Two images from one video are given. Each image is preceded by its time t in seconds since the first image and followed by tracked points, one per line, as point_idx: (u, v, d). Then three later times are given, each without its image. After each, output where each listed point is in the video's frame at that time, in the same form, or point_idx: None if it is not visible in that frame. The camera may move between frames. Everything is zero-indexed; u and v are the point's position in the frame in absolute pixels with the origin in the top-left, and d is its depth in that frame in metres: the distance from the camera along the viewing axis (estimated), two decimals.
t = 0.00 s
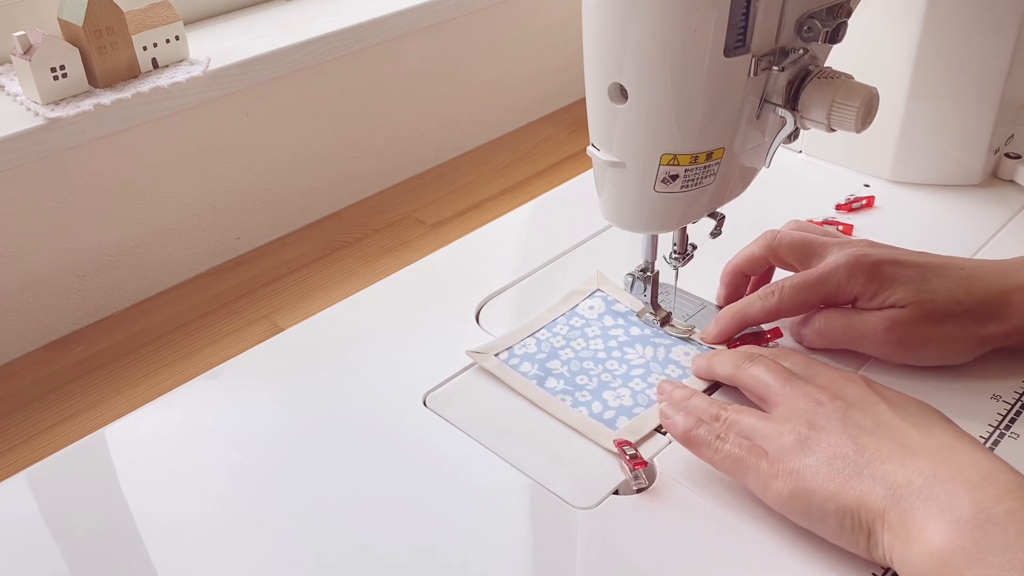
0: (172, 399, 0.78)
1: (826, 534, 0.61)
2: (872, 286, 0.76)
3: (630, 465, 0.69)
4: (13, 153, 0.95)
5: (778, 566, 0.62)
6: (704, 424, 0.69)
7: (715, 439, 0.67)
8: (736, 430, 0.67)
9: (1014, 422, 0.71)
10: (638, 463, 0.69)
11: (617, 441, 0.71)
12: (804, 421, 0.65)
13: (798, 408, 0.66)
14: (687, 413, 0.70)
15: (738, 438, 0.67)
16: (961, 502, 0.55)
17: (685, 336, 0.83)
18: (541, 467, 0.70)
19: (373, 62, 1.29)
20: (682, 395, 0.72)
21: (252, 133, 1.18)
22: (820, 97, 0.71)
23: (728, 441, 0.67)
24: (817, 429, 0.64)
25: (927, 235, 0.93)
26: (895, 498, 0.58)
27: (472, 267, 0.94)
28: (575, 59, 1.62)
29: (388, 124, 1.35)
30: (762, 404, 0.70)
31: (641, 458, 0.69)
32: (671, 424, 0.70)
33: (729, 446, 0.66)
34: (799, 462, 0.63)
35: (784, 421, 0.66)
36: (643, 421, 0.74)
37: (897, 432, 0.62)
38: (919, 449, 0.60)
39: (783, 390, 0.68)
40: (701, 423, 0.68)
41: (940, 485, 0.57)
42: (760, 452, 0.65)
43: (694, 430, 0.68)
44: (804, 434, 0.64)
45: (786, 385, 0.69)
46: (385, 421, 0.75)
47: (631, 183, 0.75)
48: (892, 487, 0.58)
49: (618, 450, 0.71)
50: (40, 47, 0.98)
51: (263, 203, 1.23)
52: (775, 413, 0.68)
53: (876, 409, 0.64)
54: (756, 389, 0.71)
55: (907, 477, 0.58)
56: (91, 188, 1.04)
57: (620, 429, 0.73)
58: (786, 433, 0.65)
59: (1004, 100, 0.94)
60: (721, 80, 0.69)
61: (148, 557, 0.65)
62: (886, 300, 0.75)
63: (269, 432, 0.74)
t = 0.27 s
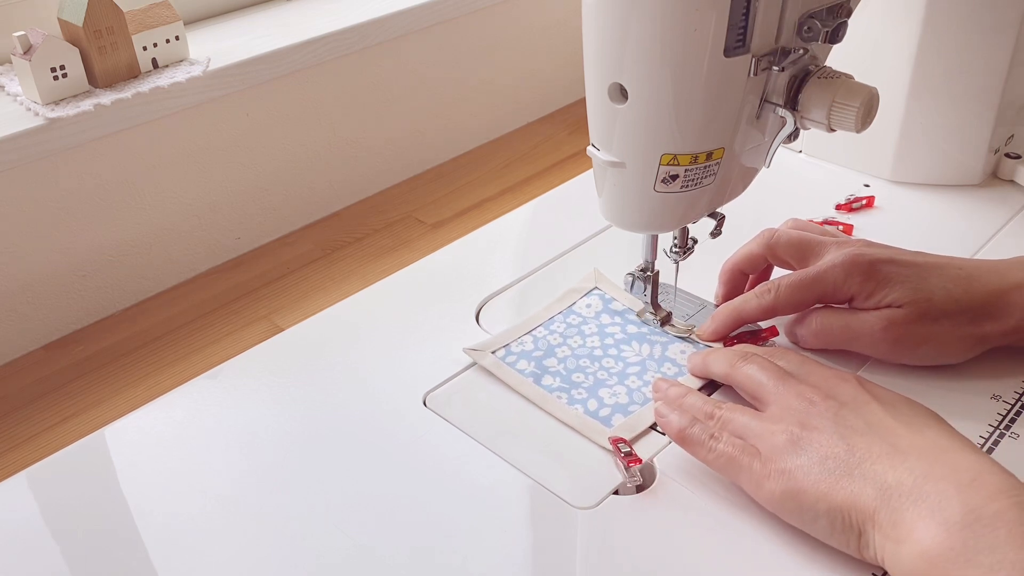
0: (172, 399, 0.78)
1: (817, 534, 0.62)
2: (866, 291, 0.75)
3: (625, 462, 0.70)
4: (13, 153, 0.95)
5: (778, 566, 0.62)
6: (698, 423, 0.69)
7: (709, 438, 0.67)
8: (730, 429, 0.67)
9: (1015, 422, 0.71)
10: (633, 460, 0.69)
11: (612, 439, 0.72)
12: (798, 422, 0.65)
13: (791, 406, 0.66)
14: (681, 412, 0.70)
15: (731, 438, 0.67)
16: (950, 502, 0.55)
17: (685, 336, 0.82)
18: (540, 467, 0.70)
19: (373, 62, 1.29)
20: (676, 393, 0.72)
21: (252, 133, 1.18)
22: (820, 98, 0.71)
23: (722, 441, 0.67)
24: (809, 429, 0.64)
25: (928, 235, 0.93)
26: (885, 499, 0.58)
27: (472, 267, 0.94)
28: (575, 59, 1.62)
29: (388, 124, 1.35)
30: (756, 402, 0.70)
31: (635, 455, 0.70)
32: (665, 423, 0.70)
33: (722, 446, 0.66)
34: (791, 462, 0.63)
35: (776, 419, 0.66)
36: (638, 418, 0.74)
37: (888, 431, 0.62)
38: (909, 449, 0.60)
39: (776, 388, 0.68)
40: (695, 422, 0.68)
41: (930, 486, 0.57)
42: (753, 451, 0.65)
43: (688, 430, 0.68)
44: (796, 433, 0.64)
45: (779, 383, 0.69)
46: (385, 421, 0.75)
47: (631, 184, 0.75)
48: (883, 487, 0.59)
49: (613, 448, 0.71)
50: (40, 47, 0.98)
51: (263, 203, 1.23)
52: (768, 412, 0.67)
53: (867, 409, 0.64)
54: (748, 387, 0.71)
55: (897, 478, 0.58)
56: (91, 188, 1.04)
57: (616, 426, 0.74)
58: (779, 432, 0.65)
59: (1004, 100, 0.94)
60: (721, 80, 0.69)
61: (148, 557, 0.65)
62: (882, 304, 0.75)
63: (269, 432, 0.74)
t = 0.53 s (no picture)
0: (172, 399, 0.78)
1: (787, 519, 0.63)
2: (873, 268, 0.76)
3: (620, 460, 0.70)
4: (12, 153, 0.95)
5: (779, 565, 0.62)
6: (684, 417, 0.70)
7: (689, 428, 0.69)
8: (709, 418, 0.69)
9: (1015, 421, 0.72)
10: (629, 459, 0.70)
11: (609, 437, 0.72)
12: (766, 407, 0.65)
13: (761, 390, 0.66)
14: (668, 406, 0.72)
15: (708, 426, 0.68)
16: (911, 485, 0.56)
17: (685, 336, 0.83)
18: (541, 466, 0.70)
19: (373, 63, 1.29)
20: (659, 381, 0.74)
21: (252, 133, 1.18)
22: (820, 98, 0.71)
23: (699, 429, 0.68)
24: (778, 414, 0.64)
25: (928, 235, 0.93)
26: (848, 484, 0.59)
27: (472, 267, 0.94)
28: (575, 59, 1.62)
29: (388, 124, 1.35)
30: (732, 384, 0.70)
31: (632, 454, 0.71)
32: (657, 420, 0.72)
33: (700, 434, 0.68)
34: (760, 448, 0.64)
35: (747, 404, 0.66)
36: (636, 417, 0.74)
37: (854, 418, 0.62)
38: (874, 434, 0.60)
39: (748, 371, 0.68)
40: (684, 417, 0.70)
41: (891, 470, 0.57)
42: (727, 439, 0.66)
43: (675, 424, 0.70)
44: (765, 419, 0.64)
45: (750, 365, 0.68)
46: (385, 421, 0.75)
47: (631, 184, 0.75)
48: (846, 472, 0.59)
49: (610, 445, 0.72)
50: (40, 47, 0.98)
51: (263, 203, 1.23)
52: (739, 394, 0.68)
53: (835, 395, 0.65)
54: (720, 366, 0.70)
55: (859, 463, 0.59)
56: (91, 188, 1.04)
57: (612, 425, 0.74)
58: (749, 417, 0.65)
59: (1004, 100, 0.94)
60: (721, 80, 0.69)
61: (149, 557, 0.65)
62: (887, 282, 0.75)
63: (268, 432, 0.74)
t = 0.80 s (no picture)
0: (172, 399, 0.78)
1: (782, 524, 0.62)
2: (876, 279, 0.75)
3: (620, 460, 0.70)
4: (12, 153, 0.95)
5: (778, 564, 0.62)
6: (681, 420, 0.70)
7: (687, 430, 0.69)
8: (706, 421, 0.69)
9: (1015, 421, 0.72)
10: (628, 459, 0.70)
11: (609, 437, 0.72)
12: (762, 411, 0.65)
13: (756, 394, 0.66)
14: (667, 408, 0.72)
15: (704, 430, 0.68)
16: (906, 491, 0.56)
17: (685, 337, 0.83)
18: (541, 466, 0.70)
19: (373, 62, 1.29)
20: (658, 382, 0.74)
21: (252, 133, 1.18)
22: (820, 98, 0.71)
23: (695, 432, 0.68)
24: (773, 418, 0.64)
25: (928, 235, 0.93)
26: (843, 489, 0.58)
27: (472, 267, 0.94)
28: (575, 59, 1.62)
29: (388, 124, 1.35)
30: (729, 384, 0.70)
31: (631, 454, 0.71)
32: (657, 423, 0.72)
33: (696, 437, 0.68)
34: (754, 451, 0.64)
35: (743, 407, 0.66)
36: (635, 417, 0.74)
37: (849, 424, 0.62)
38: (869, 440, 0.60)
39: (744, 373, 0.68)
40: (681, 420, 0.70)
41: (887, 475, 0.57)
42: (722, 442, 0.66)
43: (672, 428, 0.70)
44: (760, 423, 0.64)
45: (746, 368, 0.68)
46: (385, 421, 0.75)
47: (631, 183, 0.75)
48: (841, 477, 0.59)
49: (609, 445, 0.72)
50: (40, 47, 0.98)
51: (263, 203, 1.23)
52: (735, 396, 0.68)
53: (832, 400, 0.64)
54: (718, 368, 0.70)
55: (855, 468, 0.59)
56: (90, 188, 1.04)
57: (612, 424, 0.74)
58: (745, 421, 0.65)
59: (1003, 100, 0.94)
60: (721, 80, 0.69)
61: (149, 557, 0.65)
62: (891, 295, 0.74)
63: (269, 432, 0.74)
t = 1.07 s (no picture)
0: (172, 400, 0.78)
1: (787, 511, 0.63)
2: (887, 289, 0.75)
3: (620, 460, 0.70)
4: (13, 153, 0.95)
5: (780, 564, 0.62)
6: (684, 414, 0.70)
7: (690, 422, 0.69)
8: (710, 412, 0.69)
9: (1015, 421, 0.72)
10: (628, 459, 0.70)
11: (609, 437, 0.72)
12: (772, 400, 0.65)
13: (764, 385, 0.67)
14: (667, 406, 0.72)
15: (709, 420, 0.68)
16: (921, 479, 0.57)
17: (685, 337, 0.83)
18: (541, 466, 0.70)
19: (373, 63, 1.29)
20: (658, 377, 0.74)
21: (252, 134, 1.18)
22: (820, 98, 0.71)
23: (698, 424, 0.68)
24: (783, 408, 0.65)
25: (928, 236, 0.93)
26: (857, 475, 0.59)
27: (473, 267, 0.94)
28: (575, 59, 1.62)
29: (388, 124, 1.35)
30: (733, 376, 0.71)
31: (631, 454, 0.70)
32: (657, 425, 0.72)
33: (699, 429, 0.68)
34: (762, 438, 0.64)
35: (750, 396, 0.67)
36: (635, 417, 0.74)
37: (863, 414, 0.63)
38: (883, 430, 0.61)
39: (752, 366, 0.68)
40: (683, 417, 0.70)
41: (902, 464, 0.58)
42: (728, 430, 0.66)
43: (675, 426, 0.70)
44: (769, 412, 0.65)
45: (753, 361, 0.69)
46: (385, 421, 0.75)
47: (631, 183, 0.75)
48: (855, 464, 0.60)
49: (609, 445, 0.72)
50: (40, 47, 0.98)
51: (263, 203, 1.23)
52: (742, 387, 0.68)
53: (842, 391, 0.65)
54: (723, 360, 0.71)
55: (869, 456, 0.59)
56: (91, 188, 1.04)
57: (612, 424, 0.74)
58: (753, 409, 0.66)
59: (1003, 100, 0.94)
60: (721, 80, 0.69)
61: (148, 557, 0.65)
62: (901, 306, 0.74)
63: (269, 433, 0.74)
